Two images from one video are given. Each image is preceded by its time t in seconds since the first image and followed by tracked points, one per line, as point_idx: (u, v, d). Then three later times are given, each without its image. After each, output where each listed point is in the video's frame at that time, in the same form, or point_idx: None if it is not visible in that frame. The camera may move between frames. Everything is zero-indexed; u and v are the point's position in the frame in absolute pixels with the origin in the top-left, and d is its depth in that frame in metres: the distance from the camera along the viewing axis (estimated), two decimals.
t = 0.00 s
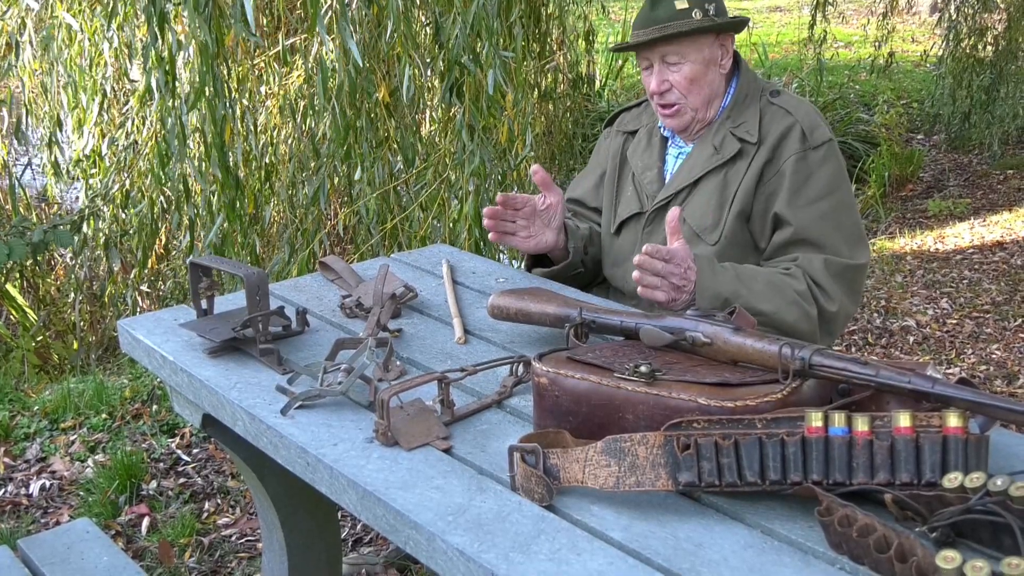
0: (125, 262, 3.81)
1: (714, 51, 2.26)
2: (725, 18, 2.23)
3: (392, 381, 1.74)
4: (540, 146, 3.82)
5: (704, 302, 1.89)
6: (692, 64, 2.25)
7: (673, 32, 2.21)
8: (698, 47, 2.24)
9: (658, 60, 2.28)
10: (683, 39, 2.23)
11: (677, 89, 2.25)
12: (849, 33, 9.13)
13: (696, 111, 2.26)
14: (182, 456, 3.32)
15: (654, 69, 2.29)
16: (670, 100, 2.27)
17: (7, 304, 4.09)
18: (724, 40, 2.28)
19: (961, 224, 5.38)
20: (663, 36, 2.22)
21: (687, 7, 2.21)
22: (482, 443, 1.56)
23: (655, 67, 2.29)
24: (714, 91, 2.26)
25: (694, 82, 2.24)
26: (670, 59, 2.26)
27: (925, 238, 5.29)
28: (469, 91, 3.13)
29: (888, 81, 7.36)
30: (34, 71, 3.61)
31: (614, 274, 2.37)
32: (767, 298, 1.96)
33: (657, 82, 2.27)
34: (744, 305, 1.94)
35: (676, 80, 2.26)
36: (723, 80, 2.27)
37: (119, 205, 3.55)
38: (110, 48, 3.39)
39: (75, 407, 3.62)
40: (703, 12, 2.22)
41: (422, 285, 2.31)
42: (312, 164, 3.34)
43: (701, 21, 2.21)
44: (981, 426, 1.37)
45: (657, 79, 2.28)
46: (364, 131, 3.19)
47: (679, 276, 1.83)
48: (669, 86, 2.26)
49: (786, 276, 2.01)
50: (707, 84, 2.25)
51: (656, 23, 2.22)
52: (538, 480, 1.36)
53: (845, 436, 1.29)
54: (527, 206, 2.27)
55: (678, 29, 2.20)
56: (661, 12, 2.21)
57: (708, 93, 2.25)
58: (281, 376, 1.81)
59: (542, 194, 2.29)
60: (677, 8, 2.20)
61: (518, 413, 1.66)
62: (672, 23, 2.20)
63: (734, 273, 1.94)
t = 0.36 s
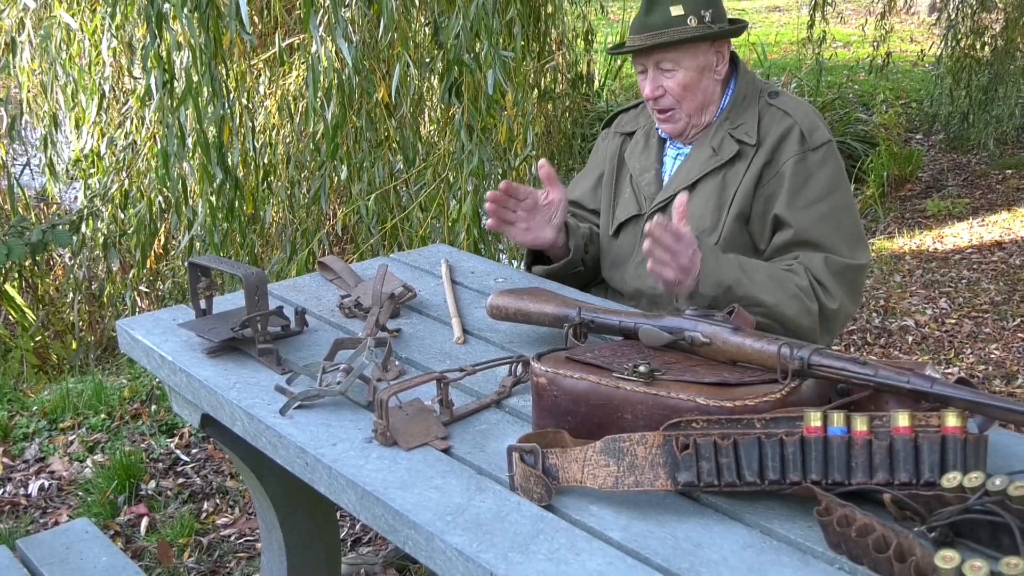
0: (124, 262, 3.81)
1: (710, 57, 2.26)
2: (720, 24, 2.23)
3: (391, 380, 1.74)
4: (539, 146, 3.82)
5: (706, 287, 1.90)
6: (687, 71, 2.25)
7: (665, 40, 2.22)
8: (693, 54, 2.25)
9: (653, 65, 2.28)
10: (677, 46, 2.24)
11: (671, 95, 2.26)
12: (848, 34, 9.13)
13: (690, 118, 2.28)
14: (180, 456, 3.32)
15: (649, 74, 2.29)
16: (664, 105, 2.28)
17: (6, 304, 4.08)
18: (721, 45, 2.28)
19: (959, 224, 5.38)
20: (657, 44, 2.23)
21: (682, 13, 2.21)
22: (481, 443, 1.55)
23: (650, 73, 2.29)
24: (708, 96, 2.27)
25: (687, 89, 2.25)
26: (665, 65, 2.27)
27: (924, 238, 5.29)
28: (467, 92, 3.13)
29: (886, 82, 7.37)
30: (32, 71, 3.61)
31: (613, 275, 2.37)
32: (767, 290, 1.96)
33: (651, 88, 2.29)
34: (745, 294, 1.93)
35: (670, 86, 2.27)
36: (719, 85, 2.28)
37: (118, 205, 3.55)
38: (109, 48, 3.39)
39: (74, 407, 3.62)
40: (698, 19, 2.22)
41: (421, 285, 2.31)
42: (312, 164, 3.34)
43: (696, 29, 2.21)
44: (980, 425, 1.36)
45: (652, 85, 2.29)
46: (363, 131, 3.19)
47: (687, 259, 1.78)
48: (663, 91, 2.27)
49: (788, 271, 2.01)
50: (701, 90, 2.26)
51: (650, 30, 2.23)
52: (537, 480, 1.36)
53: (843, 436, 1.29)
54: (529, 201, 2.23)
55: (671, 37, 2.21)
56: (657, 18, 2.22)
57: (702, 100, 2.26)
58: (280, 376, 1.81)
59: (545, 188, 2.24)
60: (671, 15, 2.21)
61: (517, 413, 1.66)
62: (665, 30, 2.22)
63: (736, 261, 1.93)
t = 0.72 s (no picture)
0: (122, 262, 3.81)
1: (717, 57, 2.26)
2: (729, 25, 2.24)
3: (389, 381, 1.73)
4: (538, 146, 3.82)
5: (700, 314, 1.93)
6: (695, 70, 2.25)
7: (677, 39, 2.21)
8: (702, 54, 2.25)
9: (661, 65, 2.28)
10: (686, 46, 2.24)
11: (679, 93, 2.25)
12: (846, 34, 9.14)
13: (696, 116, 2.27)
14: (179, 456, 3.32)
15: (656, 74, 2.29)
16: (670, 103, 2.27)
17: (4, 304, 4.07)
18: (727, 46, 2.29)
19: (958, 224, 5.39)
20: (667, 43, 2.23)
21: (693, 13, 2.22)
22: (479, 443, 1.55)
23: (657, 71, 2.29)
24: (713, 96, 2.26)
25: (695, 88, 2.25)
26: (673, 64, 2.26)
27: (923, 238, 5.30)
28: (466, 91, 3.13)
29: (885, 82, 7.37)
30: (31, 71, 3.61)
31: (611, 276, 2.37)
32: (762, 308, 1.97)
33: (658, 86, 2.28)
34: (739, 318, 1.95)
35: (678, 85, 2.26)
36: (724, 85, 2.28)
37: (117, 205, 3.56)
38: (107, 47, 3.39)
39: (72, 408, 3.62)
40: (707, 19, 2.23)
41: (420, 285, 2.31)
42: (311, 164, 3.34)
43: (706, 30, 2.22)
44: (979, 425, 1.37)
45: (659, 83, 2.28)
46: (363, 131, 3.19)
47: (672, 290, 1.80)
48: (670, 90, 2.26)
49: (781, 283, 2.01)
50: (708, 89, 2.25)
51: (661, 29, 2.22)
52: (536, 480, 1.36)
53: (842, 436, 1.30)
54: (516, 226, 2.29)
55: (682, 36, 2.21)
56: (668, 17, 2.21)
57: (708, 99, 2.26)
58: (279, 376, 1.81)
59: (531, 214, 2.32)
60: (682, 15, 2.21)
61: (515, 413, 1.66)
62: (677, 30, 2.21)
63: (728, 284, 1.97)
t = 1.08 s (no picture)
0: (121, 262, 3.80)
1: (724, 62, 2.24)
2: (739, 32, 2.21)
3: (388, 381, 1.73)
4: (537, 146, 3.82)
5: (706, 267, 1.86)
6: (702, 74, 2.23)
7: (687, 43, 2.19)
8: (710, 58, 2.22)
9: (668, 66, 2.26)
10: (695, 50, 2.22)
11: (684, 96, 2.24)
12: (845, 34, 9.14)
13: (699, 120, 2.25)
14: (178, 457, 3.32)
15: (662, 74, 2.27)
16: (675, 105, 2.25)
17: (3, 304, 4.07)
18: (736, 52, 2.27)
19: (957, 224, 5.39)
20: (676, 46, 2.20)
21: (704, 17, 2.19)
22: (478, 443, 1.55)
23: (663, 73, 2.26)
24: (718, 101, 2.25)
25: (701, 92, 2.23)
26: (680, 67, 2.24)
27: (922, 238, 5.30)
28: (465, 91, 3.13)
29: (884, 82, 7.37)
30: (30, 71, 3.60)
31: (611, 274, 2.38)
32: (767, 277, 1.94)
33: (664, 87, 2.26)
34: (744, 278, 1.90)
35: (684, 88, 2.24)
36: (729, 91, 2.26)
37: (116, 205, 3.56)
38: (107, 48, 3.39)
39: (71, 408, 3.62)
40: (718, 24, 2.20)
41: (418, 285, 2.31)
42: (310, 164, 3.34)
43: (717, 35, 2.19)
44: (978, 426, 1.37)
45: (665, 85, 2.26)
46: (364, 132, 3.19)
47: (686, 232, 1.78)
48: (676, 92, 2.25)
49: (785, 266, 2.00)
50: (713, 94, 2.24)
51: (671, 31, 2.20)
52: (535, 480, 1.36)
53: (841, 436, 1.30)
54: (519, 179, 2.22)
55: (692, 40, 2.19)
56: (678, 20, 2.19)
57: (712, 104, 2.24)
58: (277, 376, 1.81)
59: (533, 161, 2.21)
60: (693, 18, 2.19)
61: (514, 413, 1.66)
62: (687, 33, 2.19)
63: (737, 245, 1.91)
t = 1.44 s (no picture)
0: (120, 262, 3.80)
1: (722, 64, 2.25)
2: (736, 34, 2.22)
3: (388, 381, 1.73)
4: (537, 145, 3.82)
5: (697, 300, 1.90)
6: (699, 76, 2.23)
7: (683, 44, 2.20)
8: (708, 61, 2.23)
9: (666, 69, 2.27)
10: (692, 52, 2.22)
11: (682, 99, 2.24)
12: (844, 34, 9.14)
13: (697, 122, 2.26)
14: (177, 457, 3.32)
15: (660, 77, 2.28)
16: (672, 108, 2.26)
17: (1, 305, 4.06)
18: (733, 54, 2.27)
19: (956, 224, 5.39)
20: (673, 48, 2.21)
21: (701, 19, 2.20)
22: (478, 443, 1.55)
23: (661, 75, 2.27)
24: (716, 104, 2.26)
25: (699, 94, 2.24)
26: (677, 69, 2.25)
27: (921, 238, 5.30)
28: (464, 91, 3.12)
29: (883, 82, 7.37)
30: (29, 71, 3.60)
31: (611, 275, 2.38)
32: (760, 300, 1.95)
33: (661, 90, 2.26)
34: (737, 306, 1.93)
35: (681, 90, 2.25)
36: (726, 93, 2.26)
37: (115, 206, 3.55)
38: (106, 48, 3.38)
39: (70, 408, 3.62)
40: (715, 26, 2.21)
41: (418, 285, 2.31)
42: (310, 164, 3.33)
43: (713, 37, 2.20)
44: (976, 426, 1.37)
45: (662, 87, 2.26)
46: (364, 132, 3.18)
47: (669, 274, 1.85)
48: (673, 94, 2.25)
49: (781, 279, 2.00)
50: (711, 97, 2.25)
51: (667, 33, 2.21)
52: (535, 480, 1.36)
53: (840, 436, 1.30)
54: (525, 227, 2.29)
55: (689, 42, 2.19)
56: (674, 22, 2.20)
57: (710, 106, 2.25)
58: (277, 376, 1.81)
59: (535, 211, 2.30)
60: (690, 20, 2.19)
61: (514, 414, 1.66)
62: (683, 36, 2.20)
63: (727, 271, 1.94)
